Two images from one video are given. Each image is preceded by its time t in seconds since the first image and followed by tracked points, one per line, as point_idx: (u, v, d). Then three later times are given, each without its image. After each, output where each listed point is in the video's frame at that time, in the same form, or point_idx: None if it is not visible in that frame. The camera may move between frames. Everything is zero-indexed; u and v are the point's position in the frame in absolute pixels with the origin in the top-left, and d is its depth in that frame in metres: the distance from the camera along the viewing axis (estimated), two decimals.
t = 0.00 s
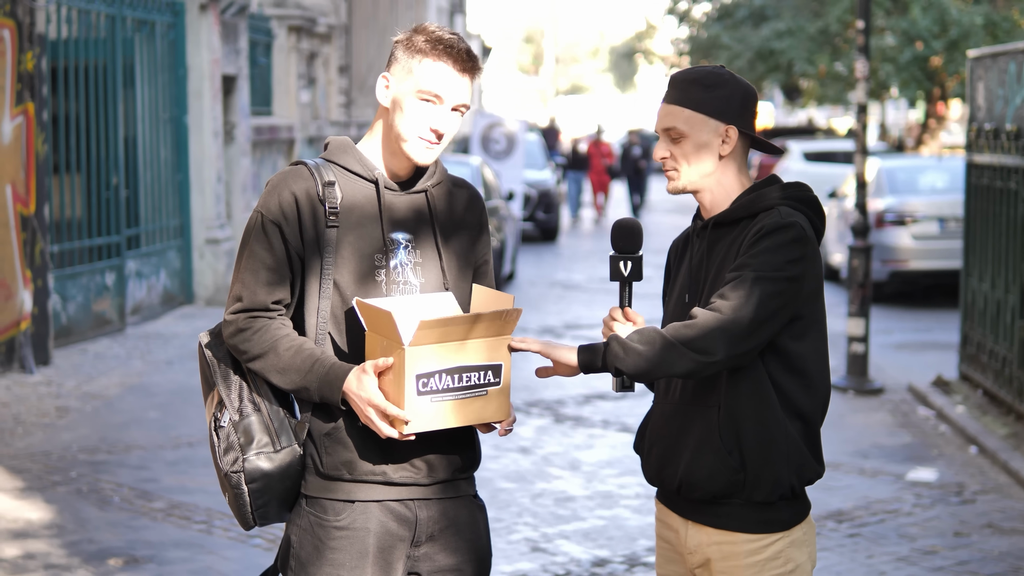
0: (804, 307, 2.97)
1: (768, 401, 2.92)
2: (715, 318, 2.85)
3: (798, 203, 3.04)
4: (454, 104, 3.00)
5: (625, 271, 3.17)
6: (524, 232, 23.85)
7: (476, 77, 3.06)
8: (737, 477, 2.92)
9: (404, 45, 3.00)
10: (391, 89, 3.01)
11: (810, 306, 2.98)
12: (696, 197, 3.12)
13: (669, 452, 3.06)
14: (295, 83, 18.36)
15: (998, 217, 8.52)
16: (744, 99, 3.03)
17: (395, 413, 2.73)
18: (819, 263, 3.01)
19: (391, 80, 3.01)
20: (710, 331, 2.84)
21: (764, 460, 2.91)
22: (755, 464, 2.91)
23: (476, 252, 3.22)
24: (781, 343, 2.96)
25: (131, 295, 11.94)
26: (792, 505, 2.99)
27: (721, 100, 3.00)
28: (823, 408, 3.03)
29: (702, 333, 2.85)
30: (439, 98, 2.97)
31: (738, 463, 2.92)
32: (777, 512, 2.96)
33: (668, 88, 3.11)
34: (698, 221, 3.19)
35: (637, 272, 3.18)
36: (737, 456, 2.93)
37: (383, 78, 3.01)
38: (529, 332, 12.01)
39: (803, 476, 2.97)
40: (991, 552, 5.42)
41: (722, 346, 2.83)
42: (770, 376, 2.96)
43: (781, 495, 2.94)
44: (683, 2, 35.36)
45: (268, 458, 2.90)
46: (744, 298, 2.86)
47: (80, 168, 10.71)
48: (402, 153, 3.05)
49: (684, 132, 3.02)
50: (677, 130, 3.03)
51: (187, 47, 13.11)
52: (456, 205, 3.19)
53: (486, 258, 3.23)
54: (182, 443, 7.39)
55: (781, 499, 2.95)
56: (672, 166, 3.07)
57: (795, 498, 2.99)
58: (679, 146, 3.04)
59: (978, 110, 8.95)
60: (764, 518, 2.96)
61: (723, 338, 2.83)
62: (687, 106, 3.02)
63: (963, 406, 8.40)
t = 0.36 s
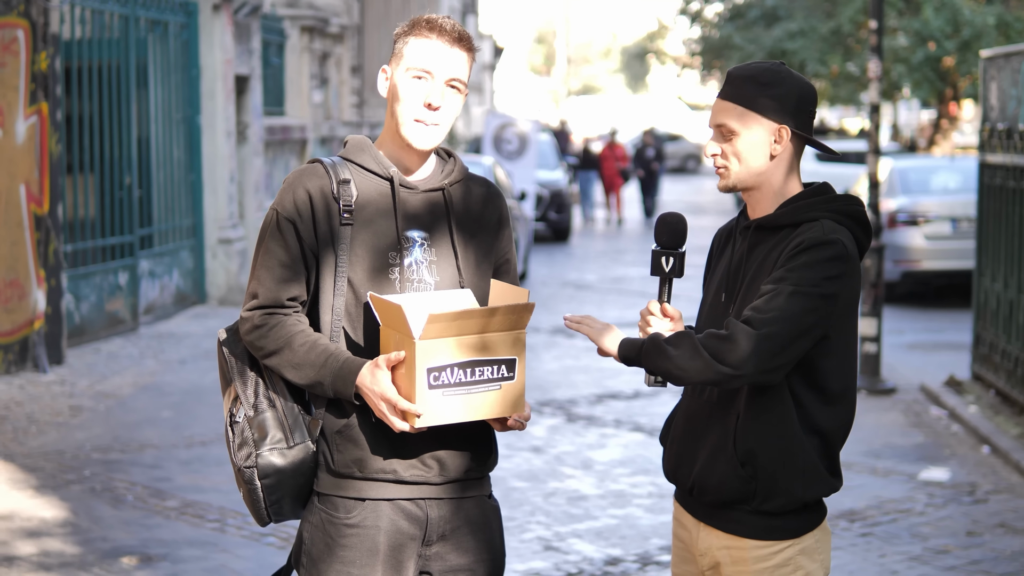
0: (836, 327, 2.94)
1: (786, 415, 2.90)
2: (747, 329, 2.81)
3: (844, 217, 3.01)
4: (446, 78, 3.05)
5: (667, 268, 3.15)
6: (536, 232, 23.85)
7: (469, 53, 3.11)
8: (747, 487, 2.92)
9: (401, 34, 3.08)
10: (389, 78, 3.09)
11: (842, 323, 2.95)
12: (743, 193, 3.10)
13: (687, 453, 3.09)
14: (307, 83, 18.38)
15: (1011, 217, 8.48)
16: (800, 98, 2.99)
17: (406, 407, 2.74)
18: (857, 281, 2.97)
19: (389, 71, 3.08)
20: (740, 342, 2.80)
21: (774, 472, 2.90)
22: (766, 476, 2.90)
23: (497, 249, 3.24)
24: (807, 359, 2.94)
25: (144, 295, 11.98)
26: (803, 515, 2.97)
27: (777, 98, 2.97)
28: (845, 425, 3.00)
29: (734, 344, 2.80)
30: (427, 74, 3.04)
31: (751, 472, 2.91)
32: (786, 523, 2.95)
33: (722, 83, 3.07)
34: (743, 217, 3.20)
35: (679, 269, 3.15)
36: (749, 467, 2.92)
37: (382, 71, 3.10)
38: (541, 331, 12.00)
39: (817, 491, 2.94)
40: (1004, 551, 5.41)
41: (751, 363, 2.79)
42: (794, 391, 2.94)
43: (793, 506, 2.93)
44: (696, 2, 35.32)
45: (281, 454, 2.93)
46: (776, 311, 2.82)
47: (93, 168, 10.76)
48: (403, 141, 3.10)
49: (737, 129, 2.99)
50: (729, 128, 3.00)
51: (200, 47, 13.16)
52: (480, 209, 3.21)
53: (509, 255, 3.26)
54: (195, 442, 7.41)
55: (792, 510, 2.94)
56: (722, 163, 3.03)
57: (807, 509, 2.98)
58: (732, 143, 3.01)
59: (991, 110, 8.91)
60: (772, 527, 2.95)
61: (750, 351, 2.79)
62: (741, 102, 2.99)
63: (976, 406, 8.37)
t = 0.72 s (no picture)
0: (847, 329, 2.92)
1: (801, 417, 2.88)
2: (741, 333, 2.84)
3: (861, 219, 2.98)
4: (450, 71, 3.05)
5: (687, 269, 3.10)
6: (542, 231, 23.84)
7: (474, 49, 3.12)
8: (764, 487, 2.92)
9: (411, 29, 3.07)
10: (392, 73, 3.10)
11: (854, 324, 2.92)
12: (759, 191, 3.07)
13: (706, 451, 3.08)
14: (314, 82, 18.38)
15: (1018, 215, 8.46)
16: (820, 97, 2.96)
17: (409, 403, 2.74)
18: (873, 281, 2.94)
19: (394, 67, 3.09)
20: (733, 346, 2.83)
21: (791, 473, 2.89)
22: (783, 476, 2.89)
23: (503, 246, 3.23)
24: (821, 360, 2.91)
25: (150, 294, 11.99)
26: (823, 513, 2.97)
27: (796, 97, 2.94)
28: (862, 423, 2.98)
29: (720, 349, 2.84)
30: (434, 69, 3.04)
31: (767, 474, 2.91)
32: (805, 521, 2.94)
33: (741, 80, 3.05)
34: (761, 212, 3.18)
35: (699, 270, 3.11)
36: (765, 469, 2.91)
37: (385, 67, 3.11)
38: (547, 331, 11.99)
39: (837, 488, 2.92)
40: (1009, 550, 5.40)
41: (738, 362, 2.82)
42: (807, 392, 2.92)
43: (812, 504, 2.92)
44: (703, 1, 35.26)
45: (286, 451, 2.95)
46: (771, 313, 2.83)
47: (100, 167, 10.78)
48: (408, 137, 3.09)
49: (755, 128, 2.96)
50: (747, 126, 2.97)
51: (206, 46, 13.17)
52: (488, 207, 3.21)
53: (514, 250, 3.25)
54: (201, 440, 7.42)
55: (812, 507, 2.94)
56: (740, 159, 3.00)
57: (828, 507, 2.97)
58: (749, 141, 2.98)
59: (998, 108, 8.89)
60: (792, 525, 2.94)
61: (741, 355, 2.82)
62: (760, 101, 2.95)
63: (982, 405, 8.35)
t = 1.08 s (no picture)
0: (852, 335, 2.89)
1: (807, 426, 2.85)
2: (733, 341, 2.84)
3: (866, 226, 2.94)
4: (453, 70, 3.05)
5: (692, 275, 3.11)
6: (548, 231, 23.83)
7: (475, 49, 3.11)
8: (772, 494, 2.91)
9: (412, 33, 3.06)
10: (394, 76, 3.09)
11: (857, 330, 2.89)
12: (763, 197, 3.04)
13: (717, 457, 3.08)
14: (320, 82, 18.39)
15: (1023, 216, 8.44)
16: (823, 108, 2.91)
17: (416, 398, 2.75)
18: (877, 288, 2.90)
19: (395, 70, 3.07)
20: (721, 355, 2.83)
21: (798, 481, 2.88)
22: (791, 484, 2.88)
23: (510, 245, 3.21)
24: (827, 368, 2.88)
25: (156, 294, 12.00)
26: (835, 515, 2.96)
27: (801, 110, 2.89)
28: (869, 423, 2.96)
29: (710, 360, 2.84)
30: (435, 68, 3.04)
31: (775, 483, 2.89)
32: (816, 525, 2.94)
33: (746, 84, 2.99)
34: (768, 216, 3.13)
35: (703, 277, 3.11)
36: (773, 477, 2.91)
37: (386, 68, 3.10)
38: (552, 331, 11.99)
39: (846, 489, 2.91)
40: (1013, 551, 5.38)
41: (734, 376, 2.82)
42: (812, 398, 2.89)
43: (822, 509, 2.92)
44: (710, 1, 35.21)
45: (292, 452, 2.94)
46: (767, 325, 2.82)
47: (105, 167, 10.81)
48: (414, 136, 3.09)
49: (758, 138, 2.92)
50: (750, 135, 2.93)
51: (212, 46, 13.20)
52: (496, 208, 3.20)
53: (521, 250, 3.21)
54: (205, 441, 7.43)
55: (823, 511, 2.93)
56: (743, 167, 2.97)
57: (840, 509, 2.97)
58: (752, 150, 2.94)
59: (1003, 109, 8.87)
60: (803, 529, 2.94)
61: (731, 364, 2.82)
62: (762, 111, 2.91)
63: (987, 405, 8.33)
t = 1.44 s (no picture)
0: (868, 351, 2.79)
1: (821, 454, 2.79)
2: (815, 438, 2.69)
3: (861, 229, 2.84)
4: (459, 69, 3.04)
5: (684, 267, 3.08)
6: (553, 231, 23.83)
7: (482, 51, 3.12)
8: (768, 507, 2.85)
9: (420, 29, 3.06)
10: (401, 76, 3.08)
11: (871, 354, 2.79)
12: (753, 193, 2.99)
13: (705, 461, 3.00)
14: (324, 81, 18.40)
15: None
16: (818, 105, 2.87)
17: (419, 388, 2.73)
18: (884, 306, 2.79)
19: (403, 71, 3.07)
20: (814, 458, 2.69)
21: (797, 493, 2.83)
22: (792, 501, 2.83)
23: (525, 246, 3.19)
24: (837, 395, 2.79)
25: (160, 294, 12.00)
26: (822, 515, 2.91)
27: (795, 102, 2.86)
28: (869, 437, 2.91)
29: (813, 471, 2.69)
30: (442, 68, 3.03)
31: (772, 498, 2.84)
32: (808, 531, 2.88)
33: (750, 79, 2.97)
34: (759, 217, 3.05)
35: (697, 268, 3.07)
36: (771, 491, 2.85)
37: (395, 69, 3.10)
38: (556, 330, 11.99)
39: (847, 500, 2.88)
40: (1014, 551, 5.37)
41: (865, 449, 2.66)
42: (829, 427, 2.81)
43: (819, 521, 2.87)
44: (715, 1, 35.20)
45: (300, 450, 2.94)
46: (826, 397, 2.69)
47: (109, 167, 10.82)
48: (423, 133, 3.08)
49: (750, 127, 2.89)
50: (744, 124, 2.90)
51: (216, 46, 13.20)
52: (505, 208, 3.17)
53: (536, 250, 3.21)
54: (207, 441, 7.44)
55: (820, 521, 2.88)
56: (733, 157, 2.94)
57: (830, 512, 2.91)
58: (744, 141, 2.91)
59: (1006, 108, 8.85)
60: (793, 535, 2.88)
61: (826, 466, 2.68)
62: (758, 101, 2.88)
63: (990, 405, 8.31)
